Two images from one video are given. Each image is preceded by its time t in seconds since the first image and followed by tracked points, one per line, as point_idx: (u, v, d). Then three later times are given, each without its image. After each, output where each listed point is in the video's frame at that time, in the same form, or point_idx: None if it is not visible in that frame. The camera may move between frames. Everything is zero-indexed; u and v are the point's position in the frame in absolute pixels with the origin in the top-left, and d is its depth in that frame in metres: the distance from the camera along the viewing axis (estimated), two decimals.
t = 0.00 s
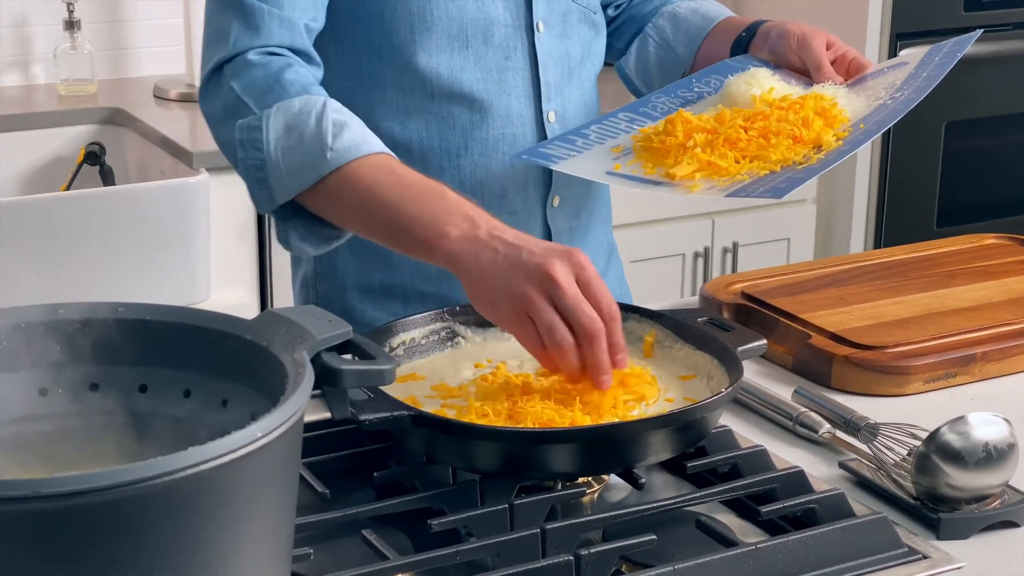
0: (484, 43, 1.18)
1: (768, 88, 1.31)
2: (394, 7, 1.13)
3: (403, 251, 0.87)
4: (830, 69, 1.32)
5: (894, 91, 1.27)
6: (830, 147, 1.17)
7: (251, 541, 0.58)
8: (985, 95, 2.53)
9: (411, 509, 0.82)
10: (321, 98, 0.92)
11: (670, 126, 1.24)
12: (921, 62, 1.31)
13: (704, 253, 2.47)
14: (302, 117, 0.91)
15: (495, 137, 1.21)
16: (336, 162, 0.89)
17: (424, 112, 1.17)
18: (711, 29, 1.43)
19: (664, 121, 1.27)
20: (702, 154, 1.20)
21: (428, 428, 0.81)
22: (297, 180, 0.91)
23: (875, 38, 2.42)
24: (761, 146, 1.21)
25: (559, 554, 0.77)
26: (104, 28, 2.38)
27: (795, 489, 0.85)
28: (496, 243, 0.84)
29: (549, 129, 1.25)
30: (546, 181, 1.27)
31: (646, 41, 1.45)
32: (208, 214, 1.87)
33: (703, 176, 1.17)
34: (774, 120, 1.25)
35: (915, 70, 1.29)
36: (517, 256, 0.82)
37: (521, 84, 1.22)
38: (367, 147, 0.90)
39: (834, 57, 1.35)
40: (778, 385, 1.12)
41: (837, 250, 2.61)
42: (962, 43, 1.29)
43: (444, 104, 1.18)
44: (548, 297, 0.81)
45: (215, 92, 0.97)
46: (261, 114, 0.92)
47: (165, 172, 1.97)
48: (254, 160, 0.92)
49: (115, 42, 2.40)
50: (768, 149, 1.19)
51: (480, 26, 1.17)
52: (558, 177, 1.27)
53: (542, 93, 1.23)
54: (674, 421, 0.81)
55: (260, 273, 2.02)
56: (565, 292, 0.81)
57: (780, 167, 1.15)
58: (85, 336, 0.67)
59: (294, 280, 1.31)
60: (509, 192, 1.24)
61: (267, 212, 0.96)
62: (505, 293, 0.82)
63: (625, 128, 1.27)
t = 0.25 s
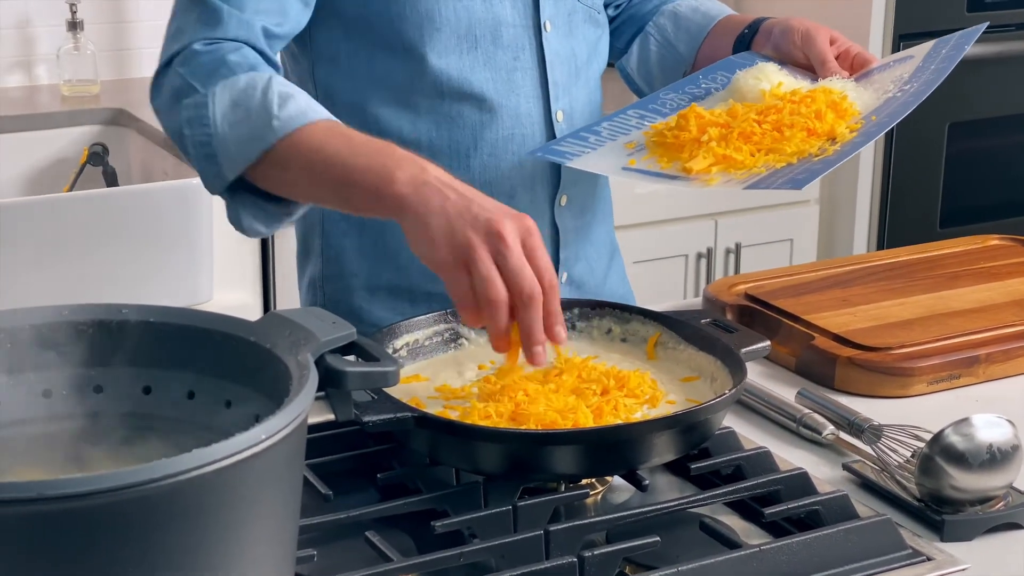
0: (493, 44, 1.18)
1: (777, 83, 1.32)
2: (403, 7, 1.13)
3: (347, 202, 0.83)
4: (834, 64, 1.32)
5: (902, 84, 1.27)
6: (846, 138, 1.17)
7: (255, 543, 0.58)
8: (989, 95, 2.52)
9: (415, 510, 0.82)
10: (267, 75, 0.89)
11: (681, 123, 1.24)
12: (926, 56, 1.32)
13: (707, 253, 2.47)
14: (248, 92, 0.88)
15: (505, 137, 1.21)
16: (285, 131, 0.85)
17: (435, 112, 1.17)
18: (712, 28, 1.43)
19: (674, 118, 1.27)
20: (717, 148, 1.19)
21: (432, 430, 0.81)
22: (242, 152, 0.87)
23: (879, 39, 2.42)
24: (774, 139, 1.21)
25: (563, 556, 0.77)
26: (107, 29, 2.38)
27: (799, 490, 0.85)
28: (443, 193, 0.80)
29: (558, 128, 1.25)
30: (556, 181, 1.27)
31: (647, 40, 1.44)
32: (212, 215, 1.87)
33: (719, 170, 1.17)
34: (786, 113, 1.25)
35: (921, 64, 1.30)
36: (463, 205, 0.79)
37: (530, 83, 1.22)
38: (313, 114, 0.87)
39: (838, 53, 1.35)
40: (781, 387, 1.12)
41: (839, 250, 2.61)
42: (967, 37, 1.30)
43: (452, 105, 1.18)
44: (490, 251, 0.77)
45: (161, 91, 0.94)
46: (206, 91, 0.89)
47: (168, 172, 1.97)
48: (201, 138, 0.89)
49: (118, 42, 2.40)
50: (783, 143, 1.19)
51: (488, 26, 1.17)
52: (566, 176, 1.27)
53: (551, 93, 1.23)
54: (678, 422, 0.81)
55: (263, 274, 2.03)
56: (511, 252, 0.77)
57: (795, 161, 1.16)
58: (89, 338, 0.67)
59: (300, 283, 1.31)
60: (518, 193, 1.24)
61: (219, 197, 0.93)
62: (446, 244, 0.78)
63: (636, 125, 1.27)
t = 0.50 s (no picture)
0: (503, 40, 1.18)
1: (803, 76, 1.33)
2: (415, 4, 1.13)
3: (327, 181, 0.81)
4: (853, 62, 1.36)
5: (928, 80, 1.30)
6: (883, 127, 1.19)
7: (258, 544, 0.58)
8: (992, 95, 2.52)
9: (419, 511, 0.82)
10: (248, 60, 0.90)
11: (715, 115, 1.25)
12: (949, 55, 1.35)
13: (709, 254, 2.47)
14: (229, 76, 0.89)
15: (513, 134, 1.21)
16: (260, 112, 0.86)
17: (443, 109, 1.18)
18: (723, 25, 1.44)
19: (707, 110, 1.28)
20: (755, 136, 1.21)
21: (435, 430, 0.81)
22: (224, 139, 0.88)
23: (881, 39, 2.42)
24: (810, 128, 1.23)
25: (566, 556, 0.77)
26: (109, 29, 2.38)
27: (802, 491, 0.85)
28: (413, 167, 0.77)
29: (569, 126, 1.25)
30: (566, 179, 1.27)
31: (657, 37, 1.45)
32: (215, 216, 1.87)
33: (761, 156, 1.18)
34: (821, 104, 1.26)
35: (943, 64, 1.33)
36: (430, 182, 0.75)
37: (540, 80, 1.22)
38: (289, 96, 0.86)
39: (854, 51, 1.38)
40: (785, 387, 1.12)
41: (842, 250, 2.60)
42: (989, 36, 1.34)
43: (461, 101, 1.18)
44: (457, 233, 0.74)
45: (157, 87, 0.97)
46: (190, 83, 0.91)
47: (171, 172, 1.97)
48: (187, 127, 0.91)
49: (120, 43, 2.41)
50: (819, 131, 1.21)
51: (498, 24, 1.18)
52: (576, 173, 1.27)
53: (561, 91, 1.23)
54: (681, 424, 0.81)
55: (266, 274, 2.03)
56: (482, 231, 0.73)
57: (834, 147, 1.17)
58: (92, 339, 0.67)
59: (311, 279, 1.31)
60: (529, 190, 1.24)
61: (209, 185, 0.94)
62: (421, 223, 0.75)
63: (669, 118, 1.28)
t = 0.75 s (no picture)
0: (546, 38, 1.22)
1: (856, 81, 1.45)
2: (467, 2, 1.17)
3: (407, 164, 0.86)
4: (889, 69, 1.45)
5: (974, 88, 1.45)
6: (951, 131, 1.32)
7: (261, 543, 0.58)
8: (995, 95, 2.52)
9: (422, 510, 0.82)
10: (320, 58, 0.95)
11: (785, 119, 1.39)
12: (989, 63, 1.51)
13: (712, 253, 2.47)
14: (302, 77, 0.94)
15: (553, 129, 1.26)
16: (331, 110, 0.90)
17: (487, 105, 1.21)
18: (754, 25, 1.51)
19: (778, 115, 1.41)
20: (832, 139, 1.33)
21: (438, 430, 0.81)
22: (305, 138, 0.94)
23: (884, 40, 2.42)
24: (882, 132, 1.35)
25: (568, 556, 0.77)
26: (112, 29, 2.38)
27: (804, 491, 0.85)
28: (499, 149, 0.78)
29: (606, 123, 1.29)
30: (603, 173, 1.32)
31: (687, 35, 1.52)
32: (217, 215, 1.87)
33: (840, 158, 1.29)
34: (887, 109, 1.39)
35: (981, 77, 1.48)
36: (513, 159, 0.77)
37: (579, 79, 1.26)
38: (367, 91, 0.91)
39: (891, 55, 1.47)
40: (787, 387, 1.12)
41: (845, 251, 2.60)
42: None
43: (503, 96, 1.22)
44: (536, 196, 0.74)
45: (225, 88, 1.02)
46: (265, 86, 0.96)
47: (173, 172, 1.98)
48: (266, 128, 0.97)
49: (123, 42, 2.41)
50: (892, 135, 1.33)
51: (541, 23, 1.21)
52: (612, 168, 1.32)
53: (599, 90, 1.28)
54: (684, 422, 0.81)
55: (268, 274, 2.03)
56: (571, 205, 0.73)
57: (908, 151, 1.29)
58: (95, 338, 0.67)
59: (346, 271, 1.35)
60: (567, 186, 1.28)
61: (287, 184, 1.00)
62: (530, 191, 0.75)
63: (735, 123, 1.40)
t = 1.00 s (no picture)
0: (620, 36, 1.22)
1: (907, 96, 1.44)
2: None
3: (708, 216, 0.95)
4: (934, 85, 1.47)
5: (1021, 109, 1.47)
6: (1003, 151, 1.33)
7: (264, 543, 0.58)
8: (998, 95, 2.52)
9: (425, 509, 0.82)
10: (567, 82, 1.02)
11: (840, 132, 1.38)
12: None
13: (714, 253, 2.47)
14: (560, 103, 1.01)
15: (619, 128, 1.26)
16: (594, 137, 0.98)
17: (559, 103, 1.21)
18: (798, 35, 1.51)
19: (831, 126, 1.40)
20: (887, 155, 1.33)
21: (442, 429, 0.81)
22: (562, 161, 1.01)
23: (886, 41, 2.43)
24: (936, 148, 1.36)
25: (572, 555, 0.77)
26: (115, 29, 2.39)
27: (808, 491, 0.85)
28: (772, 215, 0.91)
29: (669, 120, 1.31)
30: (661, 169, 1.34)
31: (732, 40, 1.51)
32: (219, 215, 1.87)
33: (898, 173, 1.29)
34: (940, 126, 1.39)
35: None
36: (777, 218, 0.91)
37: (646, 76, 1.27)
38: (623, 123, 0.99)
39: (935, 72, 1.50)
40: (790, 386, 1.12)
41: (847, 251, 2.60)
42: None
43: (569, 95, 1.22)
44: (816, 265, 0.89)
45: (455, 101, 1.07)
46: (513, 102, 1.02)
47: (176, 172, 1.98)
48: (517, 146, 1.03)
49: (124, 42, 2.41)
50: (947, 152, 1.34)
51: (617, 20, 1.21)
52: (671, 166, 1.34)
53: (664, 87, 1.29)
54: (687, 422, 0.81)
55: (271, 274, 2.03)
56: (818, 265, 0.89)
57: (964, 169, 1.30)
58: (99, 336, 0.67)
59: (398, 256, 1.36)
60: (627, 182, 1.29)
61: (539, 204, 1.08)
62: (740, 247, 0.93)
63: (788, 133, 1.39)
